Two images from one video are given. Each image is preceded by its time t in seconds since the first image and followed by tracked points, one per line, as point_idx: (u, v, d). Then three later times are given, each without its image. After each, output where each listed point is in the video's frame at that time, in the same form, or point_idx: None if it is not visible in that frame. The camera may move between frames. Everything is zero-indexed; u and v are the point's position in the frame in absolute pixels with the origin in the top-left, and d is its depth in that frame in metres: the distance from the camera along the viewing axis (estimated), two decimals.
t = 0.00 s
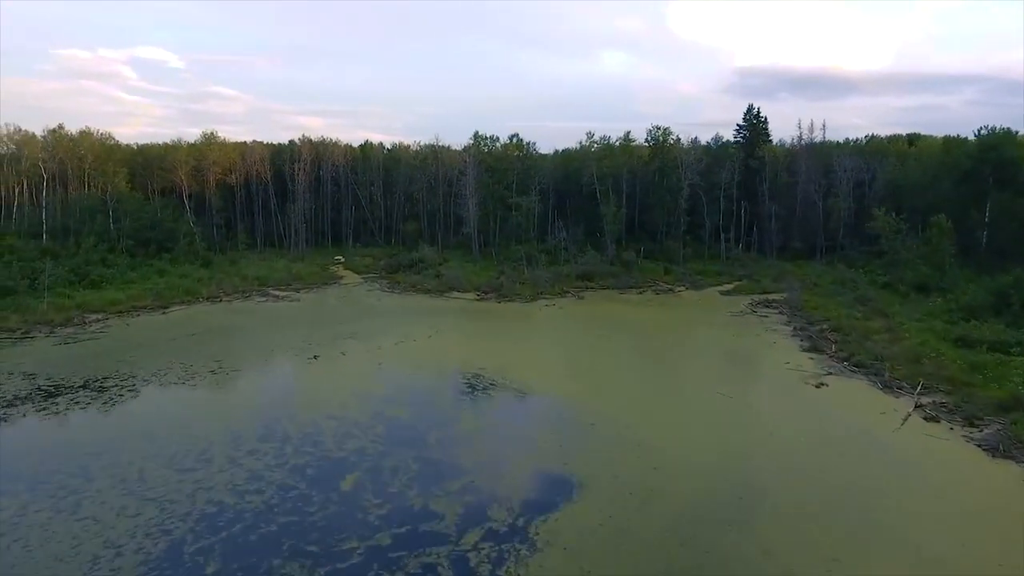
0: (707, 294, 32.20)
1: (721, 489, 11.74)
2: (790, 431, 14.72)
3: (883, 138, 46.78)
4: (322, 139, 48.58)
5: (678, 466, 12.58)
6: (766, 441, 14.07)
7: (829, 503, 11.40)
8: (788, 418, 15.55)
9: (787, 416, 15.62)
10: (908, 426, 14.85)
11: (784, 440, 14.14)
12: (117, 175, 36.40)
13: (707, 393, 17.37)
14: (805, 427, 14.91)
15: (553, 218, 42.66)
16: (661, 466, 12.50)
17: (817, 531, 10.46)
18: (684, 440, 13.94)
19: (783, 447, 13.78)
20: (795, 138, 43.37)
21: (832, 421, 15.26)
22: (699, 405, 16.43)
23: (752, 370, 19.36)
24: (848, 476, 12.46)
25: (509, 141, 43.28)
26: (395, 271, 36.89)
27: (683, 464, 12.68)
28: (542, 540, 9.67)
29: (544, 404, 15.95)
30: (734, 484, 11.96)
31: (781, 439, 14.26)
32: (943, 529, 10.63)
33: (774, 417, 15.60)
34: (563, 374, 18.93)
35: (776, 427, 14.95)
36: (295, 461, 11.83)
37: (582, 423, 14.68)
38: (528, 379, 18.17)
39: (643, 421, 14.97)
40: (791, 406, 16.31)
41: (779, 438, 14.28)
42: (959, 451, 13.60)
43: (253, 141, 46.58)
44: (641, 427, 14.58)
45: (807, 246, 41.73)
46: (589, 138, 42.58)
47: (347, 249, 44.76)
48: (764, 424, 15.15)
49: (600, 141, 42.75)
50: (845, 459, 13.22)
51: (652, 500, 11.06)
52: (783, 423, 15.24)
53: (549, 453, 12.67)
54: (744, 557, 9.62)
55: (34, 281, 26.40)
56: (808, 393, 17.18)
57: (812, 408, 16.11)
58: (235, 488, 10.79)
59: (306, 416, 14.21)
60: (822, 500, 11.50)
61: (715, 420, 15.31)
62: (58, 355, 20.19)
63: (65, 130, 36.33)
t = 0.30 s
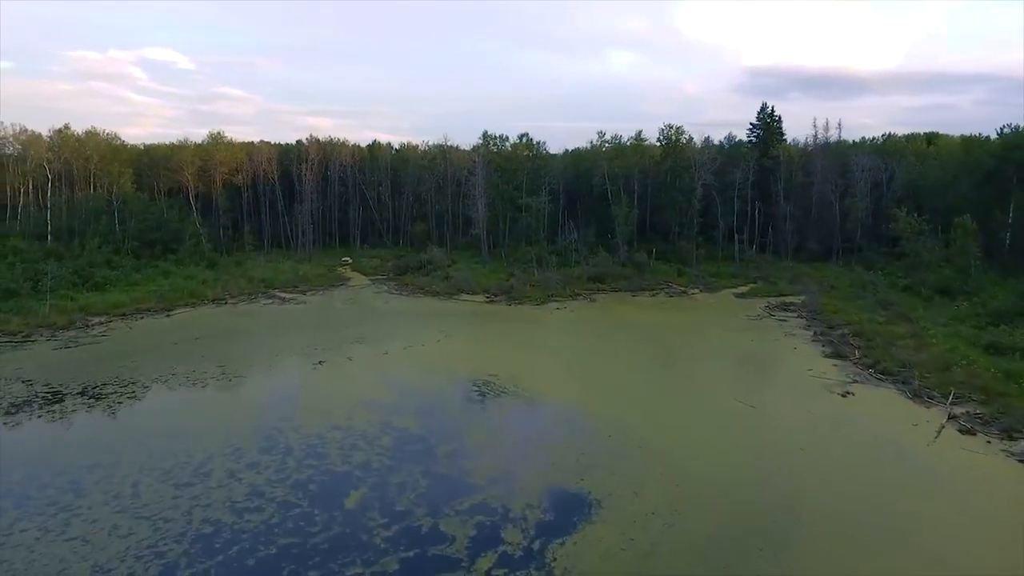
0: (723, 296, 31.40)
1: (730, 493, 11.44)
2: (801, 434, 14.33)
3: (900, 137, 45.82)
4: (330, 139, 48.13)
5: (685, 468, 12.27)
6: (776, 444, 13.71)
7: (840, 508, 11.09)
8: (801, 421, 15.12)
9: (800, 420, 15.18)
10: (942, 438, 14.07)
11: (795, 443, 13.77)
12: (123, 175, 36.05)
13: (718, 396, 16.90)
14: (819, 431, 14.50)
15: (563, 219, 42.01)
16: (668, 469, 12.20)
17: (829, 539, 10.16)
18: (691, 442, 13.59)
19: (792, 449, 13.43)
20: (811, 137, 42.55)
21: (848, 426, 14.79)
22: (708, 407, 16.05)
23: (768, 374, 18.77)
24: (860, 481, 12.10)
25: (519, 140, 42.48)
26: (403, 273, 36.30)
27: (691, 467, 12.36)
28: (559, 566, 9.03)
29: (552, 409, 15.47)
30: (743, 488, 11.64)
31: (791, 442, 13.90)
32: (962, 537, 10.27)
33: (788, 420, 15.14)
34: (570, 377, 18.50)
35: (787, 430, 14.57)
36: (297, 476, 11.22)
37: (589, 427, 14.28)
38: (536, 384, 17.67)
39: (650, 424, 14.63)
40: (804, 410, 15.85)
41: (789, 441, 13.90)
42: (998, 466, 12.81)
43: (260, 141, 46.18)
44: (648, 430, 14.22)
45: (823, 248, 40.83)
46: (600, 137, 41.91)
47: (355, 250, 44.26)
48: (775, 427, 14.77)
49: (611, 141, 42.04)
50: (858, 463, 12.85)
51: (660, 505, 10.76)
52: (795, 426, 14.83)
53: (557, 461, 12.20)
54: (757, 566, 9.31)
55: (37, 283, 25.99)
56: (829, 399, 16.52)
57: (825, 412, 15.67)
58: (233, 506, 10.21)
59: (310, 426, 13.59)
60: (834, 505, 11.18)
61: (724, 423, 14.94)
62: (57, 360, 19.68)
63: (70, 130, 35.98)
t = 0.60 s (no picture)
0: (740, 299, 30.64)
1: (738, 494, 11.17)
2: (813, 436, 13.99)
3: (919, 136, 44.87)
4: (338, 138, 47.71)
5: (692, 470, 12.00)
6: (785, 446, 13.41)
7: (852, 511, 10.80)
8: (813, 424, 14.74)
9: (813, 423, 14.79)
10: (982, 452, 13.29)
11: (806, 445, 13.45)
12: (130, 176, 35.77)
13: (728, 400, 16.51)
14: (832, 434, 14.12)
15: (574, 219, 41.36)
16: (668, 468, 12.01)
17: (840, 541, 9.89)
18: (699, 445, 13.29)
19: (802, 452, 13.13)
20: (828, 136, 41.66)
21: (864, 430, 14.37)
22: (716, 410, 15.72)
23: (785, 380, 18.23)
24: (873, 485, 11.79)
25: (530, 140, 41.43)
26: (412, 275, 35.75)
27: (698, 468, 12.09)
28: None
29: (560, 415, 15.05)
30: (752, 488, 11.36)
31: (801, 444, 13.58)
32: (980, 544, 9.95)
33: (802, 424, 14.72)
34: (575, 380, 18.20)
35: (798, 432, 14.23)
36: (301, 493, 10.63)
37: (596, 431, 13.94)
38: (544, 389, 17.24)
39: (656, 426, 14.35)
40: (817, 413, 15.44)
41: (798, 443, 13.59)
42: None
43: (268, 141, 45.82)
44: (655, 433, 13.91)
45: (840, 249, 39.96)
46: (613, 136, 41.21)
47: (363, 251, 43.80)
48: (785, 429, 14.43)
49: (624, 140, 41.33)
50: (868, 465, 12.57)
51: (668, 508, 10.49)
52: (806, 428, 14.47)
53: (567, 469, 11.79)
54: (766, 568, 9.07)
55: (42, 285, 25.63)
56: (849, 405, 15.98)
57: (838, 416, 15.25)
58: (233, 526, 9.63)
59: (316, 435, 13.03)
60: (846, 509, 10.87)
61: (732, 425, 14.64)
62: (58, 364, 19.19)
63: (78, 131, 35.77)
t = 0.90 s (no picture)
0: (758, 302, 29.84)
1: (759, 506, 10.72)
2: (830, 444, 13.52)
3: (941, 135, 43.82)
4: (348, 138, 47.27)
5: (709, 480, 11.56)
6: (802, 455, 12.93)
7: (880, 523, 10.35)
8: (832, 432, 14.24)
9: (832, 431, 14.29)
10: None
11: (823, 453, 12.99)
12: (139, 176, 35.53)
13: (742, 406, 15.98)
14: (852, 443, 13.60)
15: (587, 220, 40.67)
16: (677, 475, 11.71)
17: (867, 550, 9.55)
18: (712, 454, 12.85)
19: (820, 460, 12.67)
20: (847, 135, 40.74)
21: (886, 439, 13.86)
22: (728, 416, 15.26)
23: (805, 386, 17.61)
24: (898, 495, 11.32)
25: (542, 139, 41.62)
26: (423, 276, 35.23)
27: (715, 479, 11.66)
28: None
29: (571, 422, 14.54)
30: (772, 500, 10.94)
31: (818, 452, 13.13)
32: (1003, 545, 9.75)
33: (822, 433, 14.19)
34: (579, 385, 17.88)
35: (814, 440, 13.78)
36: (306, 512, 10.02)
37: (606, 438, 13.50)
38: (553, 395, 16.75)
39: (668, 433, 13.90)
40: (835, 420, 14.94)
41: (815, 451, 13.13)
42: None
43: (277, 141, 45.46)
44: (668, 440, 13.46)
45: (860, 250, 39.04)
46: (626, 136, 40.49)
47: (373, 252, 43.30)
48: (801, 436, 13.97)
49: (638, 139, 40.61)
50: (882, 469, 12.31)
51: (689, 521, 10.06)
52: (824, 436, 13.98)
53: (581, 481, 11.30)
54: None
55: (48, 287, 25.26)
56: (873, 414, 15.36)
57: (856, 424, 14.75)
58: (233, 549, 9.03)
59: (322, 447, 12.43)
60: (873, 520, 10.44)
61: (746, 432, 14.16)
62: (61, 370, 18.72)
63: (87, 131, 35.68)
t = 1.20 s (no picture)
0: (775, 306, 29.05)
1: (789, 526, 10.12)
2: (854, 458, 12.92)
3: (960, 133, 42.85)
4: (355, 138, 46.80)
5: (732, 497, 10.96)
6: (827, 469, 12.34)
7: (918, 544, 9.76)
8: (855, 444, 13.63)
9: (856, 443, 13.67)
10: None
11: (840, 464, 12.54)
12: (144, 178, 35.11)
13: (760, 416, 15.37)
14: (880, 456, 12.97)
15: (598, 221, 39.98)
16: (690, 487, 11.24)
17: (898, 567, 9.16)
18: (732, 468, 12.26)
19: (846, 475, 12.08)
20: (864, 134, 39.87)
21: (914, 452, 13.24)
22: (745, 427, 14.66)
23: (827, 395, 16.93)
24: (933, 513, 10.71)
25: (552, 138, 40.92)
26: (431, 278, 34.66)
27: (739, 495, 11.06)
28: None
29: (582, 433, 13.92)
30: (801, 518, 10.34)
31: (843, 466, 12.53)
32: None
33: (846, 445, 13.56)
34: (583, 391, 17.40)
35: (837, 453, 13.18)
36: (309, 535, 9.40)
37: (620, 450, 12.90)
38: (563, 403, 16.14)
39: (684, 445, 13.31)
40: (859, 432, 14.33)
41: (840, 465, 12.54)
42: None
43: (284, 141, 45.02)
44: (685, 453, 12.87)
45: (877, 251, 38.16)
46: (638, 135, 39.78)
47: (380, 254, 42.79)
48: (823, 448, 13.37)
49: (649, 139, 39.91)
50: (899, 479, 11.95)
51: (718, 547, 9.40)
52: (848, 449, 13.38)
53: (599, 500, 10.59)
54: None
55: (50, 289, 24.81)
56: (901, 426, 14.68)
57: (882, 435, 14.12)
58: None
59: (326, 462, 11.81)
60: (909, 540, 9.85)
61: (766, 444, 13.56)
62: (60, 376, 18.19)
63: (92, 131, 35.28)
